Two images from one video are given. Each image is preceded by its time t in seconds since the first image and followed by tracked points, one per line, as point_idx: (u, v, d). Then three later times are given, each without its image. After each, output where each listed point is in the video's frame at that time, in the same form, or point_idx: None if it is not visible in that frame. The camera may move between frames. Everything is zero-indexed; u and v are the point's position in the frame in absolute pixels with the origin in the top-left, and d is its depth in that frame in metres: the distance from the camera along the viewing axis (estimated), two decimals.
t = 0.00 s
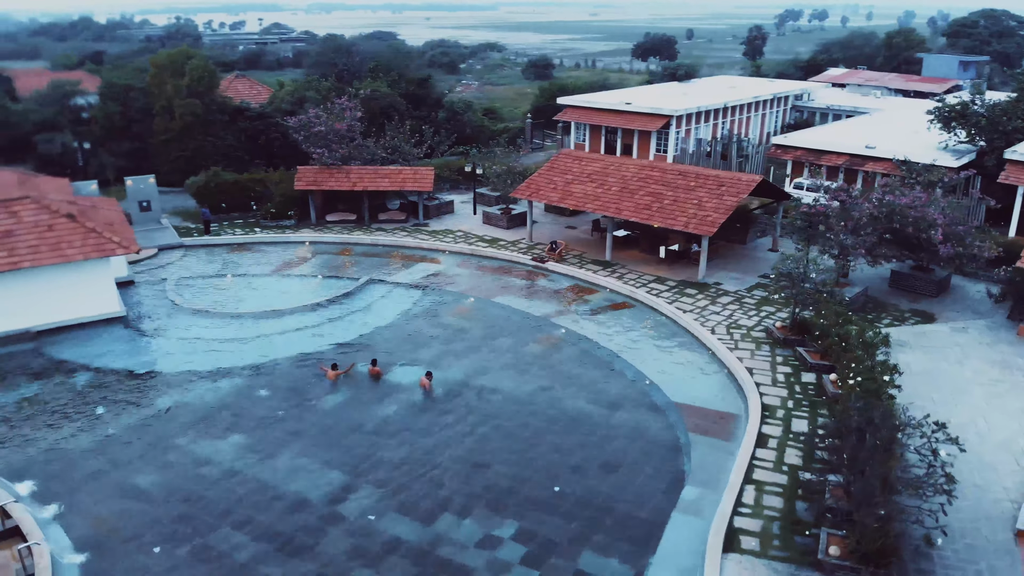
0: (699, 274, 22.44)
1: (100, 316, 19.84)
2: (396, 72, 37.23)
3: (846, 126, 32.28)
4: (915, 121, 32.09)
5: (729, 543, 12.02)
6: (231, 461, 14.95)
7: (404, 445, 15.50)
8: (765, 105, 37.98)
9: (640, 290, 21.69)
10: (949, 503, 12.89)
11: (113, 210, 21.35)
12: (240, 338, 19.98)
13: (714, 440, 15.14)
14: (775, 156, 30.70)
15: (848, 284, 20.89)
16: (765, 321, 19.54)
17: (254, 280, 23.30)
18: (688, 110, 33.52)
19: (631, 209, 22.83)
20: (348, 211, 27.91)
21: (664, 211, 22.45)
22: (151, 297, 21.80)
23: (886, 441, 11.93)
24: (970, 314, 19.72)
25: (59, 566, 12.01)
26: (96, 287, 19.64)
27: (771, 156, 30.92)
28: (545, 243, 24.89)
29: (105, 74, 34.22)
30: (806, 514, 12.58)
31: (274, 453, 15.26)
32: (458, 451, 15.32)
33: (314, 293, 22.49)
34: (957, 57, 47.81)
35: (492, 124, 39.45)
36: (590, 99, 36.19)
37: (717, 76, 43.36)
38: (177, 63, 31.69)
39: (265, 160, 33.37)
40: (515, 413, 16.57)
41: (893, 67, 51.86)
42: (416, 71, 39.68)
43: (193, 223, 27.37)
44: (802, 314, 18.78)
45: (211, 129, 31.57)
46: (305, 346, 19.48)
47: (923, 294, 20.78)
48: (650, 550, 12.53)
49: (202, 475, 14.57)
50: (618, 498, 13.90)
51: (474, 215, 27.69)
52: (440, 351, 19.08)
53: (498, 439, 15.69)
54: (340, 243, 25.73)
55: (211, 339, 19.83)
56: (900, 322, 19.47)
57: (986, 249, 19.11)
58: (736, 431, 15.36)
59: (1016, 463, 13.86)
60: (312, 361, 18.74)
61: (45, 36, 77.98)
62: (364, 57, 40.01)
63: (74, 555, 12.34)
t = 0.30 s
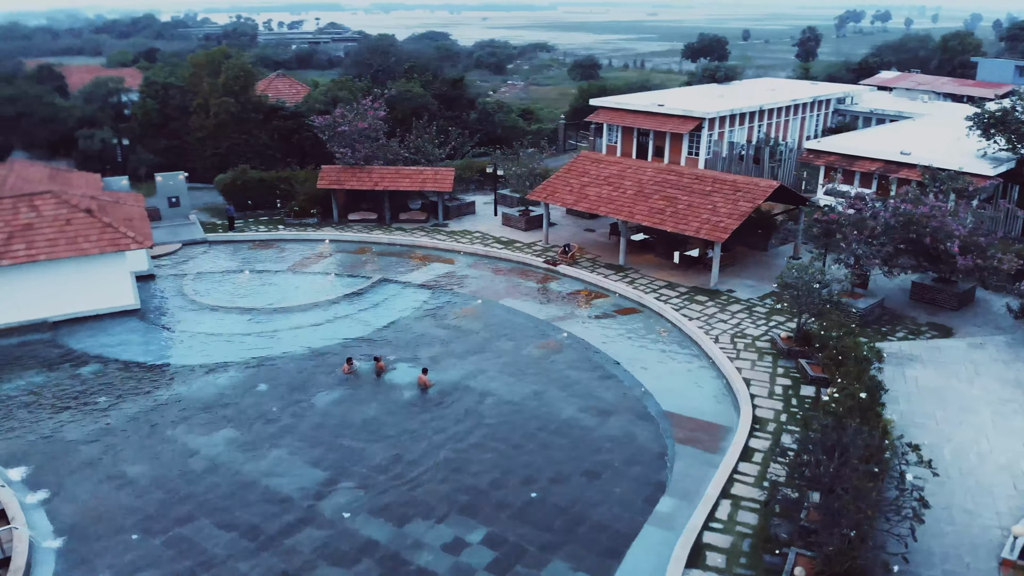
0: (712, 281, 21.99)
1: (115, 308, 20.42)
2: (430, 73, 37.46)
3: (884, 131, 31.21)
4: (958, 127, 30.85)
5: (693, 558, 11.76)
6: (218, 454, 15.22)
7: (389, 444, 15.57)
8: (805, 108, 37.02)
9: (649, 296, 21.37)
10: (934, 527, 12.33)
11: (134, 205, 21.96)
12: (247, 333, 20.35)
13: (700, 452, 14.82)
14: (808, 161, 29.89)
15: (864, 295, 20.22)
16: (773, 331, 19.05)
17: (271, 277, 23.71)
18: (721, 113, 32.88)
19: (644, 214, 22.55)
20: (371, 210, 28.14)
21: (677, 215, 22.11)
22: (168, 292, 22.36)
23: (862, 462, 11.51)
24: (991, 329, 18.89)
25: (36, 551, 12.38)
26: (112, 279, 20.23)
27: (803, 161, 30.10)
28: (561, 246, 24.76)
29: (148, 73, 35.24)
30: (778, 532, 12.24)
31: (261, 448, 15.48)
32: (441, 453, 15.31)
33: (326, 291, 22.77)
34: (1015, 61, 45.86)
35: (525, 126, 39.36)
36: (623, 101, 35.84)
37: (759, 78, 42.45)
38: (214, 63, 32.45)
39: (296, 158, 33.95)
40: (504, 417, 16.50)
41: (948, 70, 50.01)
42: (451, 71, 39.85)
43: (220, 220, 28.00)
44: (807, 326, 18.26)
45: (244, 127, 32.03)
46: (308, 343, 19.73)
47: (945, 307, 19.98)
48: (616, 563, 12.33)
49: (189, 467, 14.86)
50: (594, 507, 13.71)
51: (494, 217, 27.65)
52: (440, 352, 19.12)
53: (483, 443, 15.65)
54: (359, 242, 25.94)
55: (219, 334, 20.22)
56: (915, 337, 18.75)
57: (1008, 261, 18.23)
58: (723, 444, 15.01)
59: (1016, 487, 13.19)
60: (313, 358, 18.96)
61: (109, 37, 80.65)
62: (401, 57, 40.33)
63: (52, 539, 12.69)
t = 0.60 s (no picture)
0: (732, 288, 21.42)
1: (137, 300, 20.99)
2: (471, 72, 37.50)
3: (932, 137, 29.97)
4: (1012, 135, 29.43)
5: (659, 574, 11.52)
6: (212, 446, 15.48)
7: (379, 444, 15.61)
8: (854, 112, 35.79)
9: (664, 303, 20.96)
10: (921, 554, 11.73)
11: (161, 201, 22.53)
12: (261, 328, 20.71)
13: (689, 465, 14.46)
14: (848, 167, 28.89)
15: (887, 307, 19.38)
16: (785, 342, 18.46)
17: (293, 273, 24.09)
18: (763, 116, 32.01)
19: (663, 218, 22.14)
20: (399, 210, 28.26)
21: (696, 221, 21.63)
22: (193, 285, 22.95)
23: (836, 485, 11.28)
24: (1020, 347, 17.91)
25: (22, 533, 12.78)
26: (135, 272, 20.79)
27: (844, 167, 29.09)
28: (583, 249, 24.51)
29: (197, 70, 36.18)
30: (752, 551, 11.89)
31: (254, 441, 15.70)
32: (429, 456, 15.27)
33: (344, 288, 23.02)
34: None
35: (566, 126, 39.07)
36: (664, 102, 35.24)
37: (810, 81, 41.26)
38: (258, 62, 33.10)
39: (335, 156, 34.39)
40: (497, 422, 16.36)
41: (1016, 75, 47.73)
42: (494, 71, 39.81)
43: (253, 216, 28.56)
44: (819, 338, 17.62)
45: (283, 125, 32.52)
46: (317, 339, 19.95)
47: (974, 322, 19.03)
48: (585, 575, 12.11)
49: (182, 458, 15.16)
50: (573, 517, 13.48)
51: (520, 218, 27.49)
52: (445, 353, 19.11)
53: (472, 447, 15.55)
54: (383, 240, 26.10)
55: (234, 328, 20.63)
56: (938, 353, 17.92)
57: None
58: (714, 459, 14.61)
59: (1018, 516, 12.51)
60: (320, 355, 19.14)
61: (180, 36, 82.95)
62: (445, 57, 40.46)
63: (39, 522, 13.06)
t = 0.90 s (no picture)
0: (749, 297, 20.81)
1: (158, 292, 21.61)
2: (512, 73, 37.42)
3: (981, 145, 28.63)
4: None
5: None
6: (206, 435, 15.78)
7: (367, 442, 15.67)
8: (905, 117, 34.39)
9: (676, 310, 20.50)
10: None
11: (187, 196, 23.18)
12: (274, 323, 21.06)
13: (673, 478, 14.09)
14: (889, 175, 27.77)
15: (907, 321, 18.53)
16: (795, 354, 17.85)
17: (315, 269, 24.42)
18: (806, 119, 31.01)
19: (681, 223, 21.67)
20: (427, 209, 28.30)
21: (714, 226, 21.10)
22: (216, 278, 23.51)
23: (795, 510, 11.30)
24: None
25: (9, 514, 13.28)
26: (157, 264, 21.39)
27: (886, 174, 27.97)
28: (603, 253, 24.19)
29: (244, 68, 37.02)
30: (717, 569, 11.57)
31: (247, 433, 15.94)
32: (414, 456, 15.25)
33: (360, 284, 23.23)
34: None
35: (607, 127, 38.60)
36: (706, 104, 34.52)
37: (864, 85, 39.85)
38: (301, 60, 33.69)
39: (373, 154, 34.69)
40: (488, 425, 16.23)
41: None
42: (537, 71, 39.60)
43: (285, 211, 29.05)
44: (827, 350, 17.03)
45: (323, 123, 32.93)
46: (325, 335, 20.17)
47: (1001, 340, 18.08)
48: None
49: (175, 446, 15.50)
50: (547, 526, 13.27)
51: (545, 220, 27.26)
52: (449, 354, 19.08)
53: (458, 449, 15.46)
54: (407, 239, 26.22)
55: (248, 322, 21.03)
56: (956, 372, 17.06)
57: None
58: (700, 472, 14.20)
59: (1012, 548, 11.79)
60: (326, 351, 19.34)
61: (247, 36, 84.98)
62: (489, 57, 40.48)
63: (27, 505, 13.56)
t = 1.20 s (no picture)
0: (765, 305, 20.15)
1: (180, 283, 22.15)
2: (553, 73, 37.19)
3: None
4: None
5: None
6: (200, 424, 16.08)
7: (353, 438, 15.69)
8: (960, 122, 32.83)
9: (687, 316, 19.98)
10: None
11: (213, 191, 23.68)
12: (287, 316, 21.37)
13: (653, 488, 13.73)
14: (933, 183, 26.53)
15: (926, 335, 17.62)
16: (802, 365, 17.19)
17: (335, 264, 24.66)
18: (850, 121, 29.88)
19: (698, 227, 21.11)
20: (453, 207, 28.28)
21: (731, 231, 20.48)
22: (239, 271, 23.95)
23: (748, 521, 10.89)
24: None
25: None
26: (178, 256, 21.92)
27: (930, 182, 26.74)
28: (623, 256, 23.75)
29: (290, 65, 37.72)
30: None
31: (239, 423, 16.18)
32: (397, 454, 15.19)
33: (376, 281, 23.36)
34: None
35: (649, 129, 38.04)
36: (748, 105, 33.68)
37: (921, 88, 38.20)
38: (341, 58, 34.18)
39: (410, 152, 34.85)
40: (477, 426, 16.06)
41: None
42: (579, 70, 39.22)
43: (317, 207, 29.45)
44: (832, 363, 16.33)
45: (361, 122, 33.19)
46: (334, 330, 20.33)
47: None
48: None
49: (169, 433, 15.77)
50: (517, 531, 13.05)
51: (570, 221, 26.96)
52: (450, 353, 19.03)
53: (443, 450, 15.34)
54: (429, 236, 26.26)
55: (262, 315, 21.35)
56: (973, 391, 16.13)
57: None
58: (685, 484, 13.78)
59: None
60: (330, 346, 19.47)
61: (312, 35, 86.51)
62: (532, 57, 40.32)
63: (18, 484, 13.93)
